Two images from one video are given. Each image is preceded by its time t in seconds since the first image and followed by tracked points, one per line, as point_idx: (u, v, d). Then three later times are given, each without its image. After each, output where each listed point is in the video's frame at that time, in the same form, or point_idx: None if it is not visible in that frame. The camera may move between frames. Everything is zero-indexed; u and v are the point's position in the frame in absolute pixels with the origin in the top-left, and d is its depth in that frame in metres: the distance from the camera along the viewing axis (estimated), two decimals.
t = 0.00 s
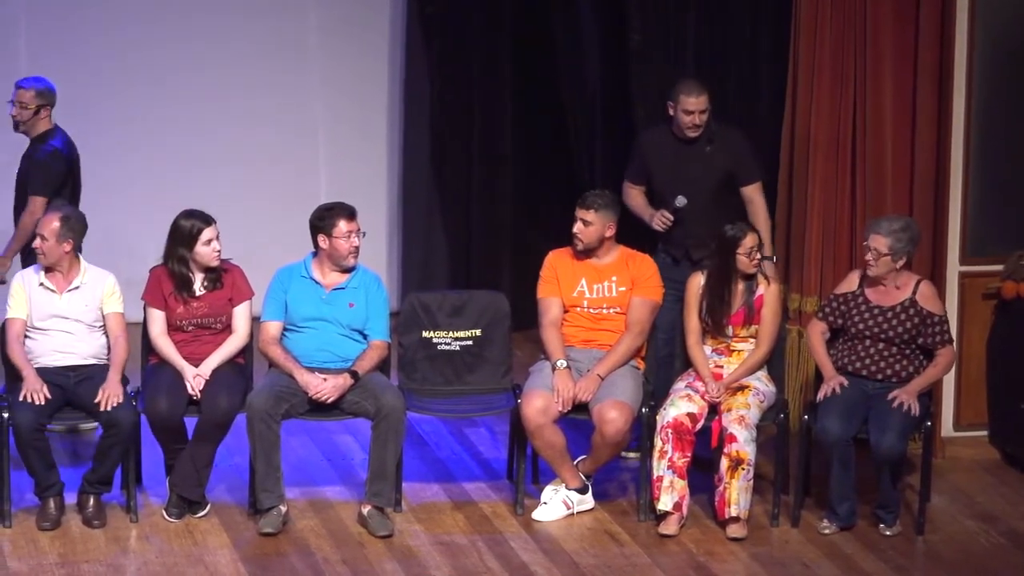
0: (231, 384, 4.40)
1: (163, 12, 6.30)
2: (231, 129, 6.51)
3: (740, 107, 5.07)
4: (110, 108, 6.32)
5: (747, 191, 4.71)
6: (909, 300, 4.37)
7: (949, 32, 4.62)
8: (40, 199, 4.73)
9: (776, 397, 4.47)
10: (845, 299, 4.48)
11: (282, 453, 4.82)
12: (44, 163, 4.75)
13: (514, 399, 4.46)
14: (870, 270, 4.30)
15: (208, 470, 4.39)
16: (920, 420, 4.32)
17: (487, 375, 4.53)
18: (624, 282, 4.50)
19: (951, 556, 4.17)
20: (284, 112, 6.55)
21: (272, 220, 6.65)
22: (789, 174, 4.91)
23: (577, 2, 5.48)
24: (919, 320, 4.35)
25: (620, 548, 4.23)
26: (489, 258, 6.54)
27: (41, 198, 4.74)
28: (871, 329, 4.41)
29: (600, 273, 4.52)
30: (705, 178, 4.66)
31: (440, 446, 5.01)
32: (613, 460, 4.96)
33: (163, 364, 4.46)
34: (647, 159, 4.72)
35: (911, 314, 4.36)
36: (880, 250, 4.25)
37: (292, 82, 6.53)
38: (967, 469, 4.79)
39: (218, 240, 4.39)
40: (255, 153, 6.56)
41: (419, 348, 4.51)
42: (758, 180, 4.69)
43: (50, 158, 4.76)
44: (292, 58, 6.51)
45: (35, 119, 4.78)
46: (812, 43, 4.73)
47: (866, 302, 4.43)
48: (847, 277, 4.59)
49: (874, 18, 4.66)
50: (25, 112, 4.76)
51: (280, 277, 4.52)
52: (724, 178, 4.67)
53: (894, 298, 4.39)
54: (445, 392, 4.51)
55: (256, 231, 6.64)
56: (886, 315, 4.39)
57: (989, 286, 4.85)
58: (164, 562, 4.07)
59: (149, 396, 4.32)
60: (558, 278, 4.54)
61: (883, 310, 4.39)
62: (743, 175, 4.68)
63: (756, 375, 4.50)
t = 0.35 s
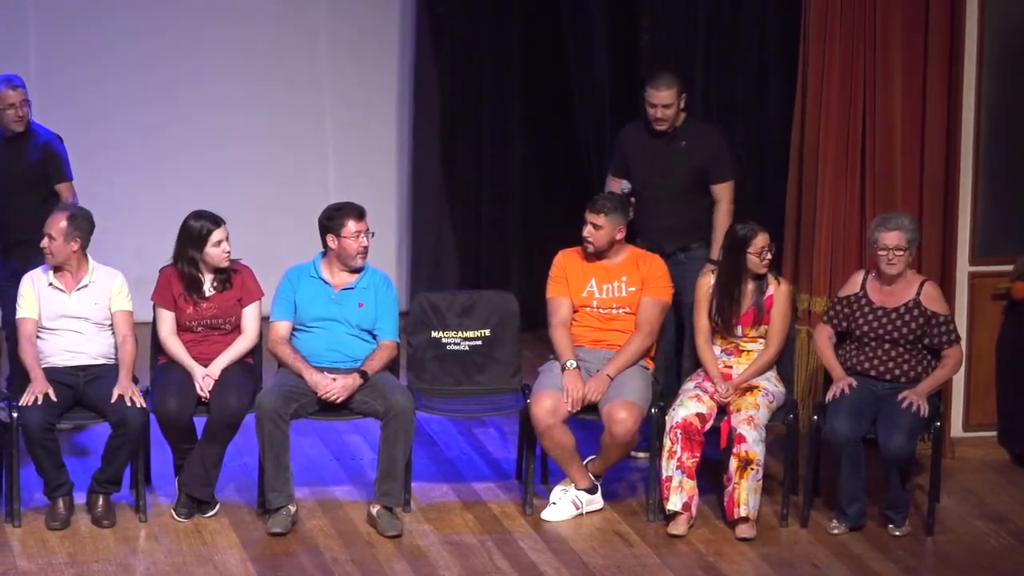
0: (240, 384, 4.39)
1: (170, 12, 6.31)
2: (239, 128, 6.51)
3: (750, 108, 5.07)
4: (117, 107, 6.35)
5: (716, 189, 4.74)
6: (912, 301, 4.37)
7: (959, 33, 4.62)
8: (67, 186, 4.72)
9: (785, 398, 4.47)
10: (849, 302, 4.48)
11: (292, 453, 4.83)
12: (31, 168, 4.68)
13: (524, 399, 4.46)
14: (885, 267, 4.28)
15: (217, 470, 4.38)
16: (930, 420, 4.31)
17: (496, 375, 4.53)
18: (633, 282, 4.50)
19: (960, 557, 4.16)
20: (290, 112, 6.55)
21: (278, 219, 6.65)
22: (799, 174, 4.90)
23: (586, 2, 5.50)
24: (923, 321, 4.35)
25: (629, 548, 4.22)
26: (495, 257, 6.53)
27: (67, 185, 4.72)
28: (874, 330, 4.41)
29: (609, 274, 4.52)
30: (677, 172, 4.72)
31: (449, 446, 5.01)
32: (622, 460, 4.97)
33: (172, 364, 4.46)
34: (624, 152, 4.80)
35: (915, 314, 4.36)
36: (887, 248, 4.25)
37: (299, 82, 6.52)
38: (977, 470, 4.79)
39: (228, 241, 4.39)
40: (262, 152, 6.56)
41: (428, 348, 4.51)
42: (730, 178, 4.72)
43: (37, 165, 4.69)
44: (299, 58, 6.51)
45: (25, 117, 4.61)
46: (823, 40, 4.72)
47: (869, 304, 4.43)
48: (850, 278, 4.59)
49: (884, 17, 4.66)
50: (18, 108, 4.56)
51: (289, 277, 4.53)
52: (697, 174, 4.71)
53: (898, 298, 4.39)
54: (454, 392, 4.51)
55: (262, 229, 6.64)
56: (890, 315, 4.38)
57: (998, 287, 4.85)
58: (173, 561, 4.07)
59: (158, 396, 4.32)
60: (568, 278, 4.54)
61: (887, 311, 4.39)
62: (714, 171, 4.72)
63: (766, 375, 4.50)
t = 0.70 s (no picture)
0: (251, 384, 4.39)
1: (178, 12, 6.32)
2: (247, 128, 6.53)
3: (760, 108, 5.09)
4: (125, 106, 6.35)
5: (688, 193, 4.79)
6: (922, 302, 4.37)
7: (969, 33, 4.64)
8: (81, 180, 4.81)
9: (795, 398, 4.46)
10: (858, 303, 4.48)
11: (301, 453, 4.83)
12: (43, 167, 4.70)
13: (534, 399, 4.46)
14: (893, 270, 4.27)
15: (227, 470, 4.38)
16: (940, 421, 4.31)
17: (506, 375, 4.53)
18: (644, 283, 4.50)
19: (970, 557, 4.16)
20: (298, 112, 6.56)
21: (285, 219, 6.66)
22: (809, 174, 4.89)
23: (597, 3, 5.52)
24: (934, 322, 4.35)
25: (639, 548, 4.22)
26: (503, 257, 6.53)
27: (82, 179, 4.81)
28: (885, 331, 4.41)
29: (620, 274, 4.52)
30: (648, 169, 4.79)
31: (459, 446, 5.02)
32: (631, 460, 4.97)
33: (182, 364, 4.46)
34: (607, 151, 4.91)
35: (925, 315, 4.35)
36: (900, 249, 4.24)
37: (306, 82, 6.54)
38: (987, 470, 4.79)
39: (238, 242, 4.39)
40: (269, 152, 6.57)
41: (438, 348, 4.51)
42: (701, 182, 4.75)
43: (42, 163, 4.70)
44: (308, 58, 6.52)
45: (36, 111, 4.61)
46: (832, 39, 4.73)
47: (879, 306, 4.42)
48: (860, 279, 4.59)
49: (893, 17, 4.66)
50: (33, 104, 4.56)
51: (299, 277, 4.53)
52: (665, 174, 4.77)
53: (908, 300, 4.39)
54: (464, 392, 4.51)
55: (270, 229, 6.65)
56: (901, 316, 4.38)
57: (1009, 286, 4.88)
58: (183, 561, 4.06)
59: (168, 396, 4.32)
60: (579, 278, 4.54)
61: (898, 312, 4.38)
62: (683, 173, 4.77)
63: (776, 375, 4.50)
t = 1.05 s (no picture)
0: (260, 384, 4.39)
1: (187, 13, 6.34)
2: (255, 130, 6.54)
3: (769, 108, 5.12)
4: (134, 107, 6.35)
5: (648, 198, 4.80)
6: (934, 302, 4.36)
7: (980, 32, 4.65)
8: (101, 183, 4.83)
9: (805, 398, 4.46)
10: (869, 303, 4.48)
11: (311, 453, 4.84)
12: (64, 168, 4.71)
13: (544, 399, 4.46)
14: (902, 270, 4.27)
15: (237, 471, 4.38)
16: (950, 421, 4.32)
17: (516, 375, 4.53)
18: (655, 283, 4.50)
19: (980, 558, 4.15)
20: (306, 113, 6.58)
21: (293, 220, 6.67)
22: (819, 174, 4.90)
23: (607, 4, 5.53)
24: (945, 322, 4.34)
25: (649, 548, 4.22)
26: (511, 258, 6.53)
27: (101, 182, 4.83)
28: (896, 331, 4.40)
29: (631, 274, 4.52)
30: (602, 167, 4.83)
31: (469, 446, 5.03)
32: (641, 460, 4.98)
33: (192, 364, 4.46)
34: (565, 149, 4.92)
35: (937, 315, 4.35)
36: (909, 249, 4.24)
37: (314, 83, 6.56)
38: (997, 470, 4.80)
39: (241, 239, 4.37)
40: (277, 153, 6.59)
41: (448, 348, 4.52)
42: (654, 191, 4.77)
43: (58, 163, 4.71)
44: (318, 57, 6.54)
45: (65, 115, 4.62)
46: (842, 39, 4.73)
47: (889, 305, 4.42)
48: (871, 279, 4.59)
49: (904, 15, 4.67)
50: (60, 106, 4.58)
51: (309, 277, 4.53)
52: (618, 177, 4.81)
53: (919, 300, 4.38)
54: (474, 392, 4.51)
55: (277, 230, 6.66)
56: (911, 316, 4.38)
57: (1018, 287, 4.90)
58: (193, 561, 4.06)
59: (178, 396, 4.32)
60: (590, 278, 4.54)
61: (909, 312, 4.38)
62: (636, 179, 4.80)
63: (786, 376, 4.50)
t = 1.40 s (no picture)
0: (268, 384, 4.38)
1: (192, 12, 6.34)
2: (260, 129, 6.54)
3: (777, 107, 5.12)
4: (139, 106, 6.36)
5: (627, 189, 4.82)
6: (934, 311, 4.32)
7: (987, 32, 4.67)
8: (104, 184, 4.83)
9: (813, 398, 4.46)
10: (869, 311, 4.43)
11: (319, 453, 4.84)
12: (66, 168, 4.72)
13: (551, 399, 4.46)
14: (891, 281, 4.23)
15: (243, 471, 4.38)
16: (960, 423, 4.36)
17: (524, 375, 4.53)
18: (662, 283, 4.51)
19: (987, 558, 4.16)
20: (312, 112, 6.58)
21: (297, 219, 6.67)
22: (828, 176, 4.90)
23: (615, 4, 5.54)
24: (947, 330, 4.31)
25: (656, 548, 4.22)
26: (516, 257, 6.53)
27: (104, 183, 4.83)
28: (898, 340, 4.37)
29: (638, 274, 4.52)
30: (579, 168, 4.80)
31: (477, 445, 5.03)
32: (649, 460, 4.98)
33: (199, 362, 4.46)
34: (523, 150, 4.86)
35: (939, 325, 4.31)
36: (905, 260, 4.20)
37: (320, 82, 6.56)
38: (1005, 470, 4.80)
39: (235, 236, 4.35)
40: (282, 152, 6.59)
41: (456, 348, 4.52)
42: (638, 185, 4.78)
43: (60, 162, 4.71)
44: (323, 56, 6.54)
45: (64, 114, 4.63)
46: (850, 40, 4.73)
47: (891, 316, 4.37)
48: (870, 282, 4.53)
49: (913, 17, 4.68)
50: (60, 105, 4.58)
51: (317, 277, 4.53)
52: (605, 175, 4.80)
53: (919, 311, 4.34)
54: (482, 392, 4.51)
55: (282, 229, 6.66)
56: (914, 328, 4.34)
57: None
58: (201, 561, 4.06)
59: (185, 396, 4.32)
60: (597, 279, 4.54)
61: (910, 323, 4.34)
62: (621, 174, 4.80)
63: (794, 375, 4.50)
